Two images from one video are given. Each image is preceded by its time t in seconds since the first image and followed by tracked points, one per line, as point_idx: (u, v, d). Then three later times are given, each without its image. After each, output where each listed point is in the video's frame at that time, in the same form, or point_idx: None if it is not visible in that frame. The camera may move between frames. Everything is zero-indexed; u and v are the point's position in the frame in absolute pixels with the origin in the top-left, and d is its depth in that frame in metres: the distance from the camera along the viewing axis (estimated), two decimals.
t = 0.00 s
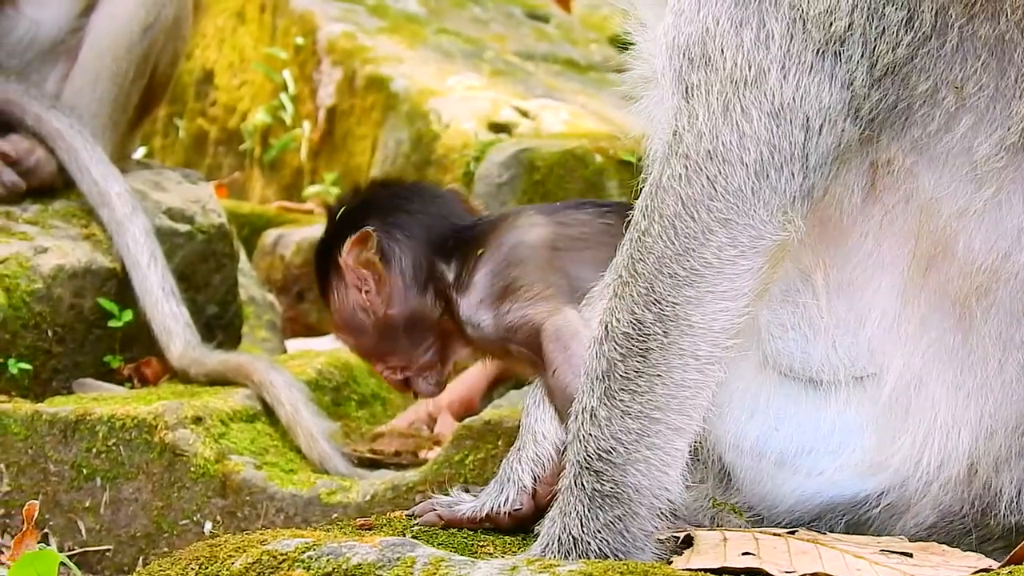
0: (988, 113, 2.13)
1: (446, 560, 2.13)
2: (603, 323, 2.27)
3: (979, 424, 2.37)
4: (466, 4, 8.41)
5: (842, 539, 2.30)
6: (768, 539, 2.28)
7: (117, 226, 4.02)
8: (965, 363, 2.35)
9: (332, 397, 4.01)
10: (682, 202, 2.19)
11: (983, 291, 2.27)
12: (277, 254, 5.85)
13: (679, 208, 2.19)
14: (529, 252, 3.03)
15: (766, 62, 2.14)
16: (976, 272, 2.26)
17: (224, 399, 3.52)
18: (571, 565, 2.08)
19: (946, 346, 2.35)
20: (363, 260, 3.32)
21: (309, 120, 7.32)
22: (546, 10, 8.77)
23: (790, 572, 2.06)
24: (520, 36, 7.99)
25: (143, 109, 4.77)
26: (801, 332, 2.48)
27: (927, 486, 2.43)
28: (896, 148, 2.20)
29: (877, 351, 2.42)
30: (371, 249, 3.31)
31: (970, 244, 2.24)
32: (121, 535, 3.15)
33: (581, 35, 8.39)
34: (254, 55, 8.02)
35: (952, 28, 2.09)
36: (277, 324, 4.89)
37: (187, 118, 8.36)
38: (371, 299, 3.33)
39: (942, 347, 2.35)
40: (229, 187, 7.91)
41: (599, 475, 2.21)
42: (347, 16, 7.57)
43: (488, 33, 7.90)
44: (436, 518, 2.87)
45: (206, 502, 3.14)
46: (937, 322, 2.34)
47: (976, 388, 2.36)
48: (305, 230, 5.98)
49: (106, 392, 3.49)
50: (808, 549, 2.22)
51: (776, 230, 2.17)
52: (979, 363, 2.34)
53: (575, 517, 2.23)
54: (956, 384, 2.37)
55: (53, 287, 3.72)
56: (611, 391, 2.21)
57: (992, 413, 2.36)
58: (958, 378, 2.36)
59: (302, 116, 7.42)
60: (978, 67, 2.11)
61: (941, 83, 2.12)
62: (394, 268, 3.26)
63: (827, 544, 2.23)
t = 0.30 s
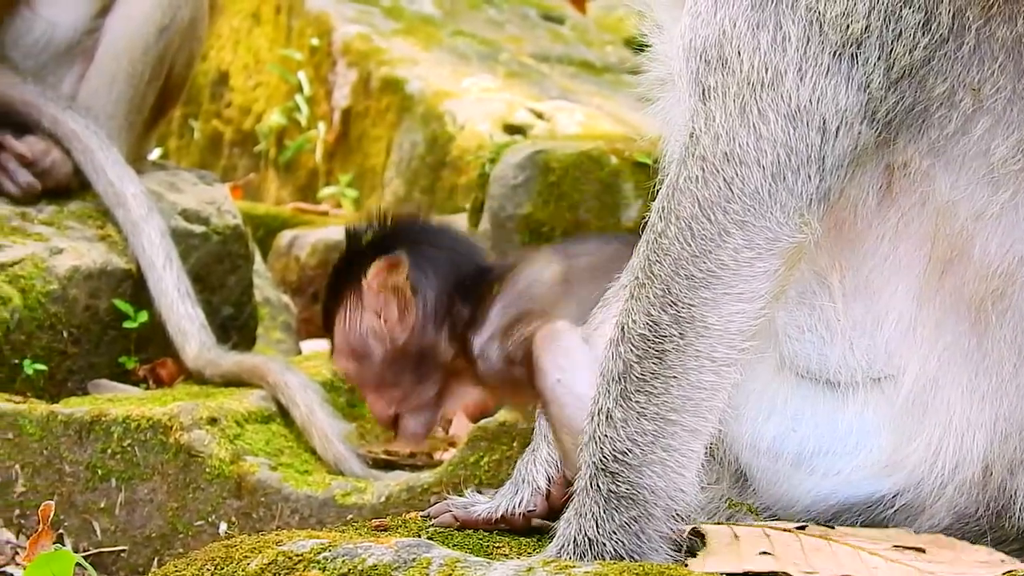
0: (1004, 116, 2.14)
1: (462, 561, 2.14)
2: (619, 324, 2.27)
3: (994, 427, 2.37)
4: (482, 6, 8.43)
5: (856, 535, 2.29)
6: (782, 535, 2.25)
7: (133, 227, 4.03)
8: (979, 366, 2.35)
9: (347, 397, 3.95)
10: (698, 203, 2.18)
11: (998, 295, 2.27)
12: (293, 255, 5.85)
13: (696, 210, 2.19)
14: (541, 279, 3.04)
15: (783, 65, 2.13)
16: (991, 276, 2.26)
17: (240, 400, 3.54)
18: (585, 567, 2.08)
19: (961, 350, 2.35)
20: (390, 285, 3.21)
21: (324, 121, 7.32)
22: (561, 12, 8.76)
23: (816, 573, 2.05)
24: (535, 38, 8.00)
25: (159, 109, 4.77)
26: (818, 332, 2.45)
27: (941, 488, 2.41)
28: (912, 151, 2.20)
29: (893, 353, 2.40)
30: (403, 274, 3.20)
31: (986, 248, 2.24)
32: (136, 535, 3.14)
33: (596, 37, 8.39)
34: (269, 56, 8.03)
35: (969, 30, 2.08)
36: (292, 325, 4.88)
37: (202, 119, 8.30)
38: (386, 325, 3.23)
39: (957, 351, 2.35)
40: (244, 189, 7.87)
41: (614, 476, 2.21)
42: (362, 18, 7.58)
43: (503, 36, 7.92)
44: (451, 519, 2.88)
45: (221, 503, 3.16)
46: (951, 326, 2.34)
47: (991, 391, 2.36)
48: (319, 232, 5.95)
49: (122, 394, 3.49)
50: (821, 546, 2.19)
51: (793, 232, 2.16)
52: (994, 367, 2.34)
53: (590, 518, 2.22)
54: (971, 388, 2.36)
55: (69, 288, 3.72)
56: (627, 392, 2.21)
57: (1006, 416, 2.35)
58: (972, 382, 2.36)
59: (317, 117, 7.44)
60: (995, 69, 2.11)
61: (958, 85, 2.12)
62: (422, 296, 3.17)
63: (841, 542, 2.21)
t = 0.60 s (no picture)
0: (1019, 116, 2.12)
1: (477, 561, 2.13)
2: (635, 324, 2.26)
3: (1009, 427, 2.36)
4: (497, 7, 8.45)
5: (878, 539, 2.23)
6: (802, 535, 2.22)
7: (148, 228, 4.03)
8: (994, 367, 2.34)
9: (362, 398, 4.18)
10: (714, 204, 2.17)
11: (1013, 295, 2.25)
12: (308, 256, 5.82)
13: (711, 210, 2.17)
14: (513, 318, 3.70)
15: (800, 65, 2.13)
16: (1006, 277, 2.24)
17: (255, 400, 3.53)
18: (601, 567, 2.07)
19: (975, 350, 2.34)
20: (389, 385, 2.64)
21: (340, 122, 7.30)
22: (575, 12, 8.81)
23: (842, 567, 2.02)
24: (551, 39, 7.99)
25: (174, 110, 4.77)
26: (833, 331, 2.45)
27: (956, 488, 2.40)
28: (927, 151, 2.17)
29: (909, 353, 2.40)
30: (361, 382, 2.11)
31: (1001, 249, 2.22)
32: (151, 536, 3.14)
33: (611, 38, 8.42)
34: (283, 58, 8.02)
35: (984, 31, 2.07)
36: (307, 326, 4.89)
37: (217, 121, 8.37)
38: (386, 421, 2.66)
39: (971, 352, 2.35)
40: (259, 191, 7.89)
41: (630, 477, 2.20)
42: (376, 19, 7.57)
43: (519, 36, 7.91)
44: (466, 520, 2.87)
45: (236, 504, 3.17)
46: (966, 326, 2.33)
47: (1006, 391, 2.35)
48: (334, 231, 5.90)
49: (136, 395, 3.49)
50: (845, 545, 2.16)
51: (809, 234, 2.16)
52: (1008, 367, 2.33)
53: (605, 519, 2.21)
54: (987, 388, 2.35)
55: (84, 289, 3.71)
56: (643, 393, 2.20)
57: (1021, 417, 2.35)
58: (988, 382, 2.35)
59: (332, 118, 7.42)
60: (1011, 69, 2.09)
61: (973, 86, 2.10)
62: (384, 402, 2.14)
63: (862, 541, 2.18)
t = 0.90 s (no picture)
0: None
1: (491, 559, 2.12)
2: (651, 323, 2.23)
3: None
4: (510, 7, 8.65)
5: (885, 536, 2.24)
6: (816, 534, 2.22)
7: (162, 227, 4.05)
8: (1011, 365, 2.34)
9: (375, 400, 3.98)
10: (733, 203, 2.15)
11: None
12: (320, 254, 5.65)
13: (730, 210, 2.15)
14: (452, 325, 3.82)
15: (818, 65, 2.11)
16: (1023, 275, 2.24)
17: (269, 399, 3.54)
18: (615, 565, 2.07)
19: (991, 349, 2.34)
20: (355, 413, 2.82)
21: (352, 121, 7.47)
22: (588, 13, 8.97)
23: (857, 565, 2.02)
24: (565, 39, 8.12)
25: (187, 109, 4.76)
26: (845, 333, 2.47)
27: (973, 487, 2.41)
28: (944, 151, 2.15)
29: (924, 352, 2.41)
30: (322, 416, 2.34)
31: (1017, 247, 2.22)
32: (165, 534, 3.14)
33: (625, 37, 8.61)
34: (297, 56, 8.17)
35: (1002, 30, 2.03)
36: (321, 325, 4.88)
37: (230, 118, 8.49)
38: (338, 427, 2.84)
39: (989, 351, 2.34)
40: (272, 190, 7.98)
41: (645, 475, 2.18)
42: (390, 18, 7.78)
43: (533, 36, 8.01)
44: (480, 517, 2.85)
45: (250, 502, 3.16)
46: (983, 324, 2.33)
47: None
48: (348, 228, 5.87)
49: (150, 392, 3.51)
50: (858, 544, 2.15)
51: (827, 233, 2.14)
52: None
53: (620, 517, 2.19)
54: (1005, 386, 2.35)
55: (97, 287, 3.71)
56: (659, 392, 2.17)
57: None
58: (1006, 380, 2.35)
59: (345, 117, 7.55)
60: None
61: (991, 85, 2.08)
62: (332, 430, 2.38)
63: (875, 540, 2.18)
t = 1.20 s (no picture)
0: None
1: (509, 561, 2.08)
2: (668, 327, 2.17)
3: None
4: (527, 6, 9.39)
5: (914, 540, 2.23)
6: (835, 536, 2.19)
7: (180, 227, 4.07)
8: None
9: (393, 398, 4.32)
10: (752, 205, 2.09)
11: None
12: (337, 254, 6.65)
13: (750, 211, 2.09)
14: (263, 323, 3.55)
15: (837, 67, 2.04)
16: None
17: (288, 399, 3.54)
18: (633, 567, 1.99)
19: (1013, 350, 2.37)
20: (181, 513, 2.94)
21: (369, 120, 8.22)
22: (605, 13, 9.77)
23: (876, 567, 1.93)
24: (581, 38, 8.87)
25: (204, 109, 4.76)
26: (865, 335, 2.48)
27: (994, 491, 2.43)
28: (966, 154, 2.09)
29: (944, 356, 2.44)
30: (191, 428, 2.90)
31: None
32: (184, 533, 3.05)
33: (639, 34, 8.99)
34: (313, 55, 8.95)
35: None
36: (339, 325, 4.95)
37: (247, 118, 9.34)
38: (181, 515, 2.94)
39: (1011, 352, 2.37)
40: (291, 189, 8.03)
41: (664, 477, 2.08)
42: (406, 18, 8.45)
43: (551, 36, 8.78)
44: (498, 518, 2.83)
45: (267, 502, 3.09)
46: (1006, 325, 2.35)
47: None
48: (363, 231, 6.73)
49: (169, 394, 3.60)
50: (879, 546, 2.13)
51: (846, 236, 2.08)
52: None
53: (638, 518, 2.08)
54: None
55: (116, 288, 3.68)
56: (677, 395, 2.10)
57: None
58: None
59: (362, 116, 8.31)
60: None
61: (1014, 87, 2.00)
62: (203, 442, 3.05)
63: (895, 541, 2.15)
